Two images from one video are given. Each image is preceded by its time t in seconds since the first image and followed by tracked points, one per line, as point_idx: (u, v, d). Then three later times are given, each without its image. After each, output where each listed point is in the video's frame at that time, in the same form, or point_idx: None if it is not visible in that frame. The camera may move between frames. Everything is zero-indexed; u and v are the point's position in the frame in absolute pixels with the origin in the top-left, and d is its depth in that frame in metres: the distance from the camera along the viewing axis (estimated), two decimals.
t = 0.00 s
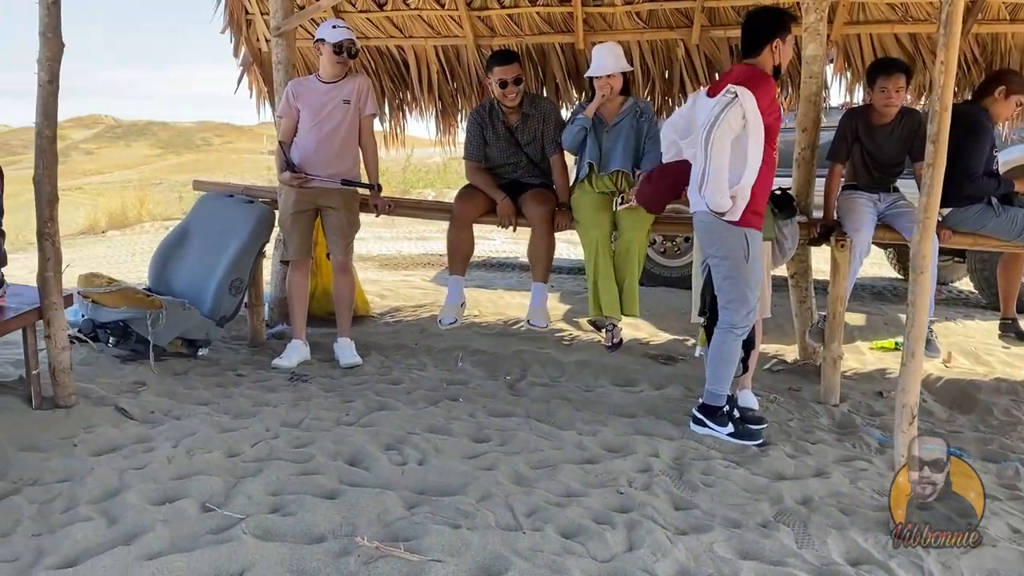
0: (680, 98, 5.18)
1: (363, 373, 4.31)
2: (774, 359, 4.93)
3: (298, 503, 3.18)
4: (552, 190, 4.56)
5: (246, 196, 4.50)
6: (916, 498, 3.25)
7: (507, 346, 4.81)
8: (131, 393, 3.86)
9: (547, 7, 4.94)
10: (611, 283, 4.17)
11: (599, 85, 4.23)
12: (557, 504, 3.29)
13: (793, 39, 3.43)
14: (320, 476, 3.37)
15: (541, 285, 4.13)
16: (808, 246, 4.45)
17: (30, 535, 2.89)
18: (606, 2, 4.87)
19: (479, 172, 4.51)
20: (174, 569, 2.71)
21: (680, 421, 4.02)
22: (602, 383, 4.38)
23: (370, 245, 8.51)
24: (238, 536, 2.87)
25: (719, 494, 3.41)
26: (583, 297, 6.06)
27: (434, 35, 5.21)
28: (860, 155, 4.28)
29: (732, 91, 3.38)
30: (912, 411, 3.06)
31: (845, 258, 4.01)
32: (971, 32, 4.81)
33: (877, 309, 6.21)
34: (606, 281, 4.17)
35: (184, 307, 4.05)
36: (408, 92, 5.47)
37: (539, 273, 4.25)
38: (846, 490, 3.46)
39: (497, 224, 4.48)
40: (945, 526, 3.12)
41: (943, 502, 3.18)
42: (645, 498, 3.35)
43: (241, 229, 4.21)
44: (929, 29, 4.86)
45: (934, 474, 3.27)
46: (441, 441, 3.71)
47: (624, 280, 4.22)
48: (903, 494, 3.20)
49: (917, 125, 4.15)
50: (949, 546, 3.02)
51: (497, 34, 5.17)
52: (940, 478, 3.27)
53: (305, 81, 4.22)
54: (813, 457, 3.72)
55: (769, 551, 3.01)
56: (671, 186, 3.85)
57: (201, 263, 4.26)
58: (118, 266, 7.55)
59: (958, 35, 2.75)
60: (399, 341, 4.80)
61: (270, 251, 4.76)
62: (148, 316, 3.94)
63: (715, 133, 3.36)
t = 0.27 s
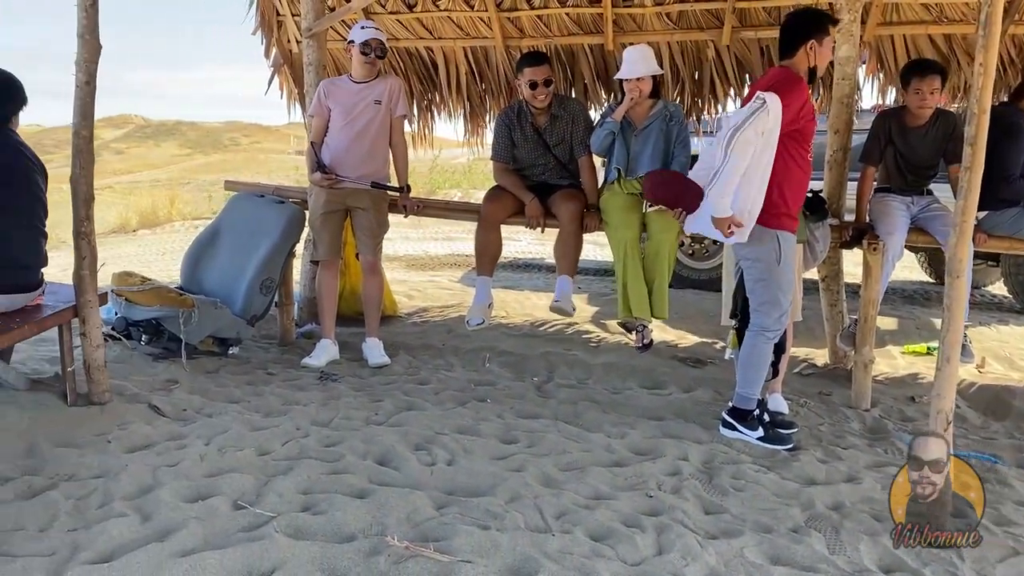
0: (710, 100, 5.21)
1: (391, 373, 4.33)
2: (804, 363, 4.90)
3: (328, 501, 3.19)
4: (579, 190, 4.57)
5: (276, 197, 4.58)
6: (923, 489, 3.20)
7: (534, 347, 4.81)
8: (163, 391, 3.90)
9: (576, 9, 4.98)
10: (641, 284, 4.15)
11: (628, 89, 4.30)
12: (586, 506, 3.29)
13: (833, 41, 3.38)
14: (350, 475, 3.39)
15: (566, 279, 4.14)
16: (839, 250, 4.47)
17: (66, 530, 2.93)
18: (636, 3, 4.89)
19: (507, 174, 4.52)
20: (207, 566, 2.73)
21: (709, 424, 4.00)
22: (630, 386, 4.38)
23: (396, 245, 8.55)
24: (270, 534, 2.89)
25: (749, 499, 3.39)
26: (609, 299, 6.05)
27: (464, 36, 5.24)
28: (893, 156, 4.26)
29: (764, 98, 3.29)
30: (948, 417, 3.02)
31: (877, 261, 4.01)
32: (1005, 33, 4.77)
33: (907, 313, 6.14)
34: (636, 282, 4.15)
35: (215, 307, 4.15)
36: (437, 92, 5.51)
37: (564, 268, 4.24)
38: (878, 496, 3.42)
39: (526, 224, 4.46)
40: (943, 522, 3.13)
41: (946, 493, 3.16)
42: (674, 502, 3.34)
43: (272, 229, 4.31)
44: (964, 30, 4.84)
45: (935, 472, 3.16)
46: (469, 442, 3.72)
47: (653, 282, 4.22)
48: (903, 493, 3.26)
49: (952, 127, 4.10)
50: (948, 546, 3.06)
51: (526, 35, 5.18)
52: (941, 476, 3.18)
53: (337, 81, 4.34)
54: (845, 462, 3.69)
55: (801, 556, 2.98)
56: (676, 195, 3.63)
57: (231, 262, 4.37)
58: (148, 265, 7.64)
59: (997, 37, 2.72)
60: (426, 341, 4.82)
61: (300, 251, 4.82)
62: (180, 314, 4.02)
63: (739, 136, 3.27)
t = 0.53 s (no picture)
0: (736, 101, 5.21)
1: (416, 372, 4.35)
2: (830, 365, 4.86)
3: (354, 499, 3.21)
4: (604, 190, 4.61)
5: (303, 196, 4.63)
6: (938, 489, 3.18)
7: (558, 348, 4.82)
8: (191, 388, 3.95)
9: (602, 9, 4.98)
10: (666, 287, 4.23)
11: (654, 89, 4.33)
12: (610, 508, 3.28)
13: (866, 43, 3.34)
14: (375, 473, 3.41)
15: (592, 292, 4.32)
16: (866, 251, 4.47)
17: (97, 525, 2.97)
18: (662, 3, 4.89)
19: (532, 175, 4.53)
20: (234, 562, 2.76)
21: (733, 427, 3.98)
22: (654, 387, 4.37)
23: (420, 245, 8.58)
24: (297, 531, 2.91)
25: (775, 502, 3.37)
26: (633, 300, 6.04)
27: (489, 36, 5.25)
28: (922, 158, 4.22)
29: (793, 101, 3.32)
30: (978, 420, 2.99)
31: (906, 263, 3.94)
32: None
33: (936, 316, 6.07)
34: (661, 284, 4.23)
35: (242, 305, 4.20)
36: (461, 93, 5.54)
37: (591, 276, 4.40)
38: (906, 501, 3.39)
39: (550, 226, 4.47)
40: (947, 521, 3.05)
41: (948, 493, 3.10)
42: (699, 504, 3.32)
43: (298, 228, 4.37)
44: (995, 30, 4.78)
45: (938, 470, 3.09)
46: (494, 442, 3.72)
47: (679, 284, 4.28)
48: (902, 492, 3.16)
49: (983, 128, 4.09)
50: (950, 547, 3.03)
51: (551, 35, 5.19)
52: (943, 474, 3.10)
53: (364, 82, 4.41)
54: (872, 466, 3.66)
55: (828, 561, 2.96)
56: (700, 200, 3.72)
57: (258, 262, 4.43)
58: (175, 263, 7.73)
59: None
60: (450, 340, 4.84)
61: (326, 251, 4.86)
62: (206, 312, 4.07)
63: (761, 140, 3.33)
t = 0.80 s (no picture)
0: (760, 101, 5.22)
1: (438, 372, 4.36)
2: (854, 368, 4.82)
3: (377, 498, 3.22)
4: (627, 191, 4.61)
5: (327, 197, 4.66)
6: (950, 491, 3.25)
7: (580, 348, 4.81)
8: (216, 386, 3.98)
9: (625, 8, 4.97)
10: (689, 287, 4.25)
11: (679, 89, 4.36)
12: (633, 509, 3.27)
13: (901, 47, 3.33)
14: (397, 472, 3.42)
15: (616, 292, 4.27)
16: (892, 253, 4.43)
17: (123, 521, 3.01)
18: (686, 3, 4.87)
19: (555, 175, 4.54)
20: (259, 558, 2.78)
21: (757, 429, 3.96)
22: (676, 389, 4.35)
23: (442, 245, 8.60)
24: (321, 529, 2.92)
25: (799, 505, 3.34)
26: (655, 301, 6.02)
27: (512, 36, 5.26)
28: (951, 159, 4.16)
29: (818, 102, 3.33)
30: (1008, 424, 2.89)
31: (933, 265, 3.90)
32: None
33: (963, 319, 5.99)
34: (684, 285, 4.24)
35: (266, 305, 4.24)
36: (484, 93, 5.56)
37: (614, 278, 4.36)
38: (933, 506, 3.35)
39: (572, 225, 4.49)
40: (945, 521, 3.12)
41: (947, 494, 3.25)
42: (723, 506, 3.30)
43: (321, 228, 4.39)
44: None
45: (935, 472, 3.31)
46: (516, 442, 3.72)
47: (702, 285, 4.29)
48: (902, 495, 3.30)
49: (1012, 129, 4.04)
50: (948, 548, 3.04)
51: (574, 35, 5.20)
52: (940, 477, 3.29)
53: (387, 83, 4.45)
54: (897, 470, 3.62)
55: (853, 564, 2.93)
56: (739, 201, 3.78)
57: (281, 262, 4.46)
58: (199, 262, 7.80)
59: None
60: (472, 340, 4.85)
61: (347, 252, 4.89)
62: (232, 311, 4.12)
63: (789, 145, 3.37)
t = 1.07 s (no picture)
0: (784, 101, 5.20)
1: (459, 373, 4.36)
2: (879, 371, 4.77)
3: (399, 499, 3.22)
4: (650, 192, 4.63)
5: (349, 197, 4.66)
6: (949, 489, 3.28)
7: (601, 350, 4.79)
8: (238, 385, 4.00)
9: (648, 8, 4.98)
10: (712, 289, 4.23)
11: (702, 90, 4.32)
12: (656, 512, 3.24)
13: (931, 50, 3.31)
14: (419, 473, 3.42)
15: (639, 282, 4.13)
16: (918, 254, 4.37)
17: (147, 520, 3.02)
18: (710, 3, 4.90)
19: (576, 176, 4.56)
20: (281, 558, 2.78)
21: (780, 433, 3.92)
22: (698, 391, 4.32)
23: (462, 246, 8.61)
24: (343, 529, 2.92)
25: (824, 509, 3.30)
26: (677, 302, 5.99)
27: (534, 37, 5.26)
28: (978, 159, 4.12)
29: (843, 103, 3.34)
30: None
31: (960, 266, 3.85)
32: None
33: (989, 321, 5.91)
34: (707, 285, 4.23)
35: (289, 304, 4.25)
36: (505, 94, 5.57)
37: (637, 272, 4.27)
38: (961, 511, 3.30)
39: (594, 226, 4.49)
40: (947, 521, 3.12)
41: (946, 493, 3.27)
42: (747, 510, 3.26)
43: (343, 228, 4.42)
44: None
45: (935, 472, 3.40)
46: (538, 443, 3.71)
47: (726, 287, 4.27)
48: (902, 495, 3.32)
49: None
50: (950, 546, 3.03)
51: (596, 35, 5.21)
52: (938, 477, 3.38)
53: (410, 84, 4.48)
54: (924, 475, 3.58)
55: (880, 570, 2.88)
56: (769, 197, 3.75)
57: (304, 260, 4.49)
58: (221, 262, 7.85)
59: None
60: (493, 341, 4.84)
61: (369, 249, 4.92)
62: (255, 310, 4.13)
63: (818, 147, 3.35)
